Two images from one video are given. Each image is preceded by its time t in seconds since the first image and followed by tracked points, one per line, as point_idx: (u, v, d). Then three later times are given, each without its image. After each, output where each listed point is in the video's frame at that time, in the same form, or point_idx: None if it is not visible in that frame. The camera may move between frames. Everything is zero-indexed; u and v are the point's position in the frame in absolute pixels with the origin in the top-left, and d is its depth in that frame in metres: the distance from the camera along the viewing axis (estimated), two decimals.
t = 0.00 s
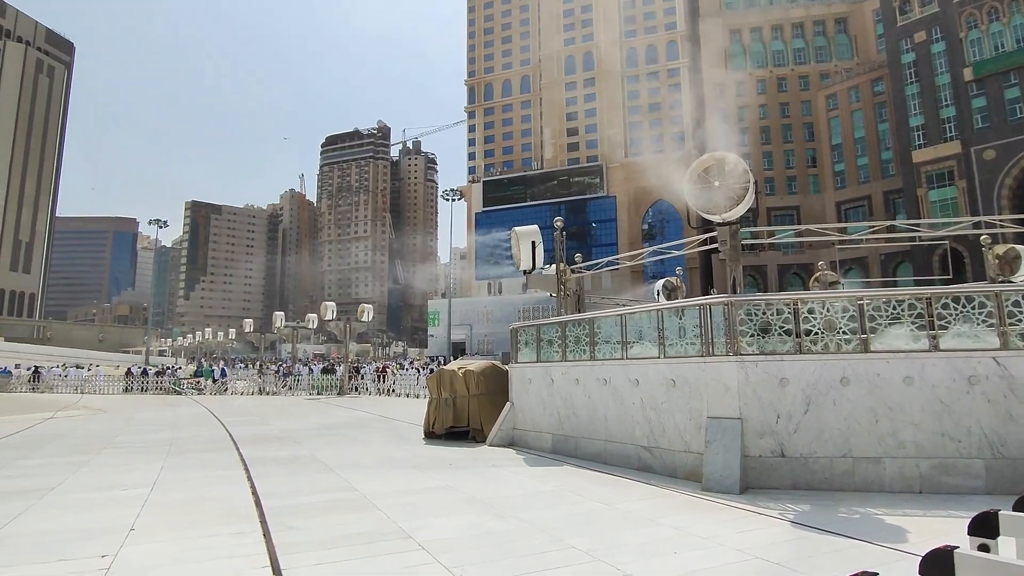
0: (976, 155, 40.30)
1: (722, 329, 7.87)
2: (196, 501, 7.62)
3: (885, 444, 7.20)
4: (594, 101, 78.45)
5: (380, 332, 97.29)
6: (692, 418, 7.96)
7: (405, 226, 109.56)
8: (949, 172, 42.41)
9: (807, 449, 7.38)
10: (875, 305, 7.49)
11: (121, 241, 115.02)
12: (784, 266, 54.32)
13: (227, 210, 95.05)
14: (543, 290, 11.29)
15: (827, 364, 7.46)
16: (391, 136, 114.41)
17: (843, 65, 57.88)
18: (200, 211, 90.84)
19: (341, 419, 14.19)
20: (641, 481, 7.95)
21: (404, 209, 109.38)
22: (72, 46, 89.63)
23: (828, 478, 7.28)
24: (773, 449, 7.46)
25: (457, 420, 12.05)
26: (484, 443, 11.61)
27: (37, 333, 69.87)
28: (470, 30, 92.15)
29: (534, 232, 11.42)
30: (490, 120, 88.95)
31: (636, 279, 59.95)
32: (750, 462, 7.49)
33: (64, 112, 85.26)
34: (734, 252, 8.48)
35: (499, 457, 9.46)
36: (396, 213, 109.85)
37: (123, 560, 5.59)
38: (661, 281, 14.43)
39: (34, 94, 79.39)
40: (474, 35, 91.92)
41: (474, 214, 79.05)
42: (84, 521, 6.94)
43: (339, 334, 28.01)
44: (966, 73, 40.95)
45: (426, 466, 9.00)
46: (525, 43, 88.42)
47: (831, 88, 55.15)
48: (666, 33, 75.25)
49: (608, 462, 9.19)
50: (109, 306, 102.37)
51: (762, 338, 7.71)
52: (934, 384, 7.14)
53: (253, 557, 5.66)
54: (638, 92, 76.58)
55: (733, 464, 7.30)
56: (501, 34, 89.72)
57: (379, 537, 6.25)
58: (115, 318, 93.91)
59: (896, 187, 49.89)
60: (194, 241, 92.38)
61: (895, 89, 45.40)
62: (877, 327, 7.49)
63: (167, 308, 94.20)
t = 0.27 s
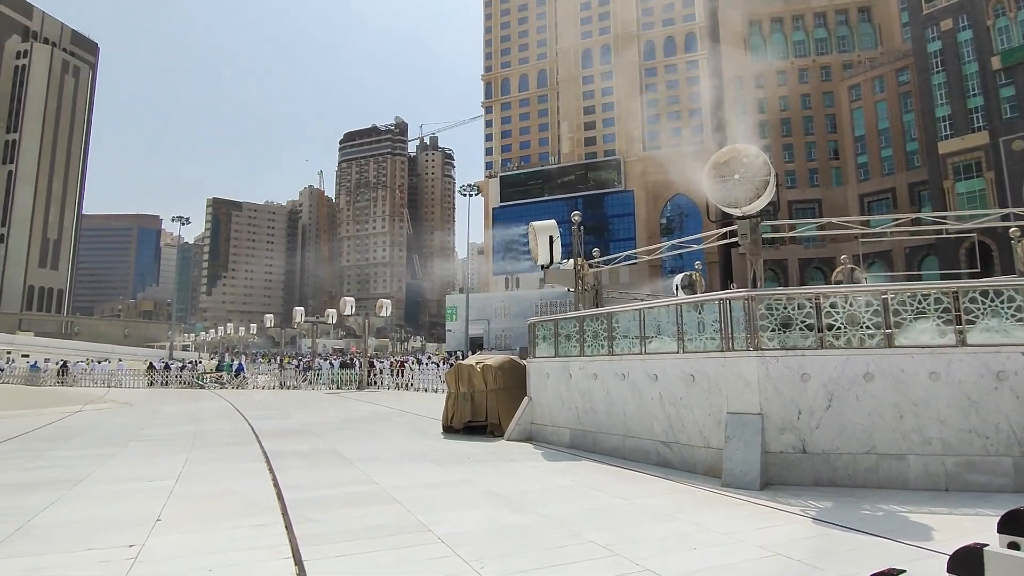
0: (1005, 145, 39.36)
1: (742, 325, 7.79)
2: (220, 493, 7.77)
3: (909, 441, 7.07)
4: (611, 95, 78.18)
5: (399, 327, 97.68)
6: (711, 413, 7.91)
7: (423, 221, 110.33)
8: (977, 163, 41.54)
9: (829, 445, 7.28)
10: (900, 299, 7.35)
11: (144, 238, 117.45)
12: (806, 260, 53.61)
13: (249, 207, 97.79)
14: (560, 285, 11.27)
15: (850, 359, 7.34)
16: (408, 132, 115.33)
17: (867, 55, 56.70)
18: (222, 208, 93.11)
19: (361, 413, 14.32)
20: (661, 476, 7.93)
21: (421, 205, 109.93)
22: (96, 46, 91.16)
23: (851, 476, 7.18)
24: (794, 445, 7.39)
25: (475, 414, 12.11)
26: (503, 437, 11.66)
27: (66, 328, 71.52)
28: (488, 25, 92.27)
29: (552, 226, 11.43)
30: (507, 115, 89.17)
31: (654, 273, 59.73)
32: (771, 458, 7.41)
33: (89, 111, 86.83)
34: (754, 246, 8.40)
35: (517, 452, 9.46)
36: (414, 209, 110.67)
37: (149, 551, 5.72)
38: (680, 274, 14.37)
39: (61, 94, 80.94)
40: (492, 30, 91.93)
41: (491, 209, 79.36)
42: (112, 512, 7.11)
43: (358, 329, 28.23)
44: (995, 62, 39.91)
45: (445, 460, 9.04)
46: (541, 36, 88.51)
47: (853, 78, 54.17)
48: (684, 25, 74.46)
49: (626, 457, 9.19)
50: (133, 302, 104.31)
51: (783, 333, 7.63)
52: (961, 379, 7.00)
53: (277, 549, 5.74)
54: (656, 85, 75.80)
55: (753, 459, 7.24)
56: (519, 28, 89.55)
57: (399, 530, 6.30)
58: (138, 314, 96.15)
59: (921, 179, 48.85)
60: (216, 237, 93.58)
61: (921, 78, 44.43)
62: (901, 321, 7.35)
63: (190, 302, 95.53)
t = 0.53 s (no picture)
0: None
1: (761, 319, 7.71)
2: (242, 485, 7.91)
3: (932, 438, 6.96)
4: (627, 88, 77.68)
5: (415, 322, 98.10)
6: (729, 409, 7.85)
7: (439, 217, 110.85)
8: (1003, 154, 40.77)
9: (849, 441, 7.19)
10: (924, 293, 7.22)
11: (165, 235, 119.57)
12: (826, 254, 52.94)
13: (267, 203, 98.24)
14: (577, 280, 11.25)
15: (871, 354, 7.24)
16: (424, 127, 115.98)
17: (890, 45, 55.83)
18: (240, 204, 94.76)
19: (379, 408, 14.46)
20: (678, 472, 7.89)
21: (438, 200, 110.69)
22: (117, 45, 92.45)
23: (872, 472, 7.08)
24: (813, 441, 7.31)
25: (491, 409, 12.15)
26: (519, 432, 11.70)
27: (90, 324, 73.04)
28: (503, 20, 92.33)
29: (569, 221, 11.41)
30: (523, 110, 89.47)
31: (671, 268, 59.33)
32: (790, 455, 7.34)
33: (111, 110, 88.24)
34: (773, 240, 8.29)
35: (534, 447, 9.49)
36: (430, 204, 111.21)
37: (173, 541, 5.84)
38: (697, 270, 14.19)
39: (84, 93, 82.29)
40: (507, 24, 91.97)
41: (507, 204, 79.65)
42: (137, 503, 7.26)
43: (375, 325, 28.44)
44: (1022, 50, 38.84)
45: (461, 454, 9.09)
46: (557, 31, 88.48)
47: (876, 68, 53.24)
48: (702, 17, 73.76)
49: (642, 452, 9.17)
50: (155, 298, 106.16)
51: (803, 328, 7.53)
52: (986, 375, 6.86)
53: (297, 541, 5.82)
54: (673, 78, 75.07)
55: (772, 455, 7.17)
56: (534, 22, 89.55)
57: (417, 524, 6.35)
58: (160, 309, 97.98)
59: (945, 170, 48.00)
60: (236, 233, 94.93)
61: (945, 68, 43.51)
62: (925, 316, 7.22)
63: (212, 299, 99.52)
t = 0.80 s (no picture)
0: None
1: (779, 314, 7.65)
2: (260, 479, 8.02)
3: (955, 435, 6.85)
4: (643, 81, 77.05)
5: (431, 317, 98.50)
6: (747, 405, 7.80)
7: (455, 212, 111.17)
8: None
9: (871, 437, 7.10)
10: (948, 287, 7.08)
11: (185, 231, 120.76)
12: (846, 248, 52.17)
13: (284, 200, 100.06)
14: (593, 275, 11.20)
15: (894, 350, 7.12)
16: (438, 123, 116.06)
17: (913, 35, 53.75)
18: (258, 201, 96.22)
19: (396, 403, 14.57)
20: (695, 467, 7.85)
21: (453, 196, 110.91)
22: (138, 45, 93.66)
23: (893, 468, 7.00)
24: (833, 438, 7.23)
25: (507, 405, 12.18)
26: (536, 427, 11.72)
27: (113, 320, 73.28)
28: (518, 14, 92.28)
29: (585, 216, 11.40)
30: (538, 104, 89.66)
31: (688, 263, 59.05)
32: (810, 451, 7.27)
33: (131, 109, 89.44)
34: (792, 234, 8.18)
35: (550, 442, 9.50)
36: (445, 199, 111.53)
37: (196, 533, 5.95)
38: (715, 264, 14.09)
39: (106, 93, 83.46)
40: (522, 18, 92.00)
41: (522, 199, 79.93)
42: (160, 495, 7.39)
43: (391, 320, 28.62)
44: None
45: (477, 448, 9.15)
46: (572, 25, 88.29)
47: (898, 59, 52.27)
48: (719, 9, 72.72)
49: (659, 447, 9.14)
50: (175, 293, 107.74)
51: (822, 323, 7.43)
52: (1012, 371, 6.72)
53: (316, 533, 5.92)
54: (690, 71, 74.06)
55: (791, 451, 7.12)
56: (550, 16, 89.36)
57: (435, 517, 6.40)
58: (181, 305, 99.60)
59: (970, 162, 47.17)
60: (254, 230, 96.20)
61: (971, 58, 43.11)
62: (949, 311, 7.09)
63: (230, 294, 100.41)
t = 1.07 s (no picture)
0: None
1: (798, 309, 7.57)
2: (279, 472, 8.14)
3: (979, 431, 6.72)
4: (658, 75, 76.32)
5: (446, 312, 98.78)
6: (766, 400, 7.73)
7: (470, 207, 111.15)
8: None
9: (892, 433, 7.00)
10: (972, 281, 6.95)
11: (204, 227, 123.34)
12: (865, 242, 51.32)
13: (301, 195, 99.86)
14: (608, 269, 11.15)
15: (916, 345, 7.01)
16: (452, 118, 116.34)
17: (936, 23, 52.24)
18: (276, 198, 96.51)
19: (412, 397, 14.68)
20: (713, 463, 7.82)
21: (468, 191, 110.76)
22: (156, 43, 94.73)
23: (914, 465, 6.91)
24: (853, 433, 7.14)
25: (523, 399, 12.21)
26: (551, 422, 11.75)
27: (135, 314, 75.39)
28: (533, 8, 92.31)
29: (601, 210, 11.39)
30: (553, 98, 89.63)
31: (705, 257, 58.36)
32: (829, 446, 7.20)
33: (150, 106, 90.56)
34: (811, 228, 8.08)
35: (565, 437, 9.51)
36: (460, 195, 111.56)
37: (218, 524, 6.06)
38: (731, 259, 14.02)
39: (125, 91, 84.55)
40: (537, 12, 91.96)
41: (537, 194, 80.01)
42: (182, 487, 7.53)
43: (408, 314, 28.77)
44: None
45: (493, 442, 9.19)
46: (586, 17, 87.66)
47: (920, 49, 51.33)
48: None
49: (676, 442, 9.12)
50: (195, 289, 109.27)
51: (842, 318, 7.35)
52: None
53: (335, 525, 6.00)
54: (706, 63, 73.08)
55: (809, 447, 7.05)
56: (564, 9, 89.01)
57: (452, 510, 6.45)
58: (200, 300, 101.13)
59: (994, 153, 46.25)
60: (272, 226, 97.16)
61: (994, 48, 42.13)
62: (973, 305, 6.96)
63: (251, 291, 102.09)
